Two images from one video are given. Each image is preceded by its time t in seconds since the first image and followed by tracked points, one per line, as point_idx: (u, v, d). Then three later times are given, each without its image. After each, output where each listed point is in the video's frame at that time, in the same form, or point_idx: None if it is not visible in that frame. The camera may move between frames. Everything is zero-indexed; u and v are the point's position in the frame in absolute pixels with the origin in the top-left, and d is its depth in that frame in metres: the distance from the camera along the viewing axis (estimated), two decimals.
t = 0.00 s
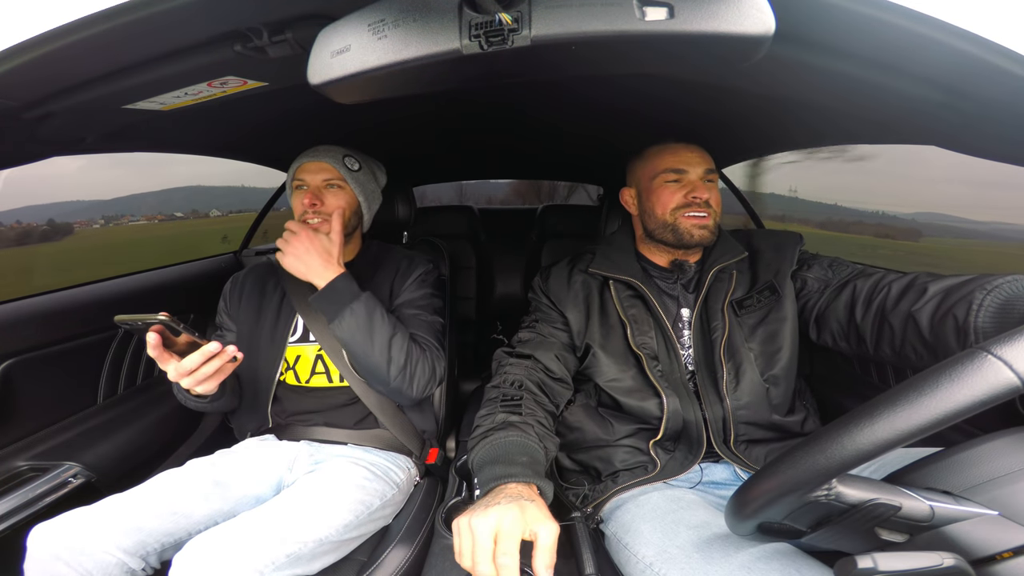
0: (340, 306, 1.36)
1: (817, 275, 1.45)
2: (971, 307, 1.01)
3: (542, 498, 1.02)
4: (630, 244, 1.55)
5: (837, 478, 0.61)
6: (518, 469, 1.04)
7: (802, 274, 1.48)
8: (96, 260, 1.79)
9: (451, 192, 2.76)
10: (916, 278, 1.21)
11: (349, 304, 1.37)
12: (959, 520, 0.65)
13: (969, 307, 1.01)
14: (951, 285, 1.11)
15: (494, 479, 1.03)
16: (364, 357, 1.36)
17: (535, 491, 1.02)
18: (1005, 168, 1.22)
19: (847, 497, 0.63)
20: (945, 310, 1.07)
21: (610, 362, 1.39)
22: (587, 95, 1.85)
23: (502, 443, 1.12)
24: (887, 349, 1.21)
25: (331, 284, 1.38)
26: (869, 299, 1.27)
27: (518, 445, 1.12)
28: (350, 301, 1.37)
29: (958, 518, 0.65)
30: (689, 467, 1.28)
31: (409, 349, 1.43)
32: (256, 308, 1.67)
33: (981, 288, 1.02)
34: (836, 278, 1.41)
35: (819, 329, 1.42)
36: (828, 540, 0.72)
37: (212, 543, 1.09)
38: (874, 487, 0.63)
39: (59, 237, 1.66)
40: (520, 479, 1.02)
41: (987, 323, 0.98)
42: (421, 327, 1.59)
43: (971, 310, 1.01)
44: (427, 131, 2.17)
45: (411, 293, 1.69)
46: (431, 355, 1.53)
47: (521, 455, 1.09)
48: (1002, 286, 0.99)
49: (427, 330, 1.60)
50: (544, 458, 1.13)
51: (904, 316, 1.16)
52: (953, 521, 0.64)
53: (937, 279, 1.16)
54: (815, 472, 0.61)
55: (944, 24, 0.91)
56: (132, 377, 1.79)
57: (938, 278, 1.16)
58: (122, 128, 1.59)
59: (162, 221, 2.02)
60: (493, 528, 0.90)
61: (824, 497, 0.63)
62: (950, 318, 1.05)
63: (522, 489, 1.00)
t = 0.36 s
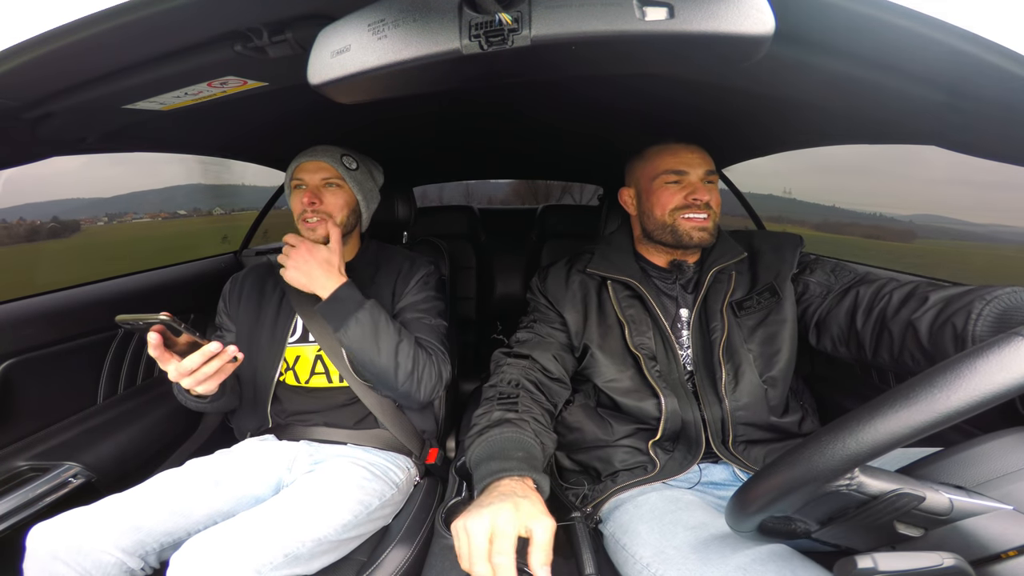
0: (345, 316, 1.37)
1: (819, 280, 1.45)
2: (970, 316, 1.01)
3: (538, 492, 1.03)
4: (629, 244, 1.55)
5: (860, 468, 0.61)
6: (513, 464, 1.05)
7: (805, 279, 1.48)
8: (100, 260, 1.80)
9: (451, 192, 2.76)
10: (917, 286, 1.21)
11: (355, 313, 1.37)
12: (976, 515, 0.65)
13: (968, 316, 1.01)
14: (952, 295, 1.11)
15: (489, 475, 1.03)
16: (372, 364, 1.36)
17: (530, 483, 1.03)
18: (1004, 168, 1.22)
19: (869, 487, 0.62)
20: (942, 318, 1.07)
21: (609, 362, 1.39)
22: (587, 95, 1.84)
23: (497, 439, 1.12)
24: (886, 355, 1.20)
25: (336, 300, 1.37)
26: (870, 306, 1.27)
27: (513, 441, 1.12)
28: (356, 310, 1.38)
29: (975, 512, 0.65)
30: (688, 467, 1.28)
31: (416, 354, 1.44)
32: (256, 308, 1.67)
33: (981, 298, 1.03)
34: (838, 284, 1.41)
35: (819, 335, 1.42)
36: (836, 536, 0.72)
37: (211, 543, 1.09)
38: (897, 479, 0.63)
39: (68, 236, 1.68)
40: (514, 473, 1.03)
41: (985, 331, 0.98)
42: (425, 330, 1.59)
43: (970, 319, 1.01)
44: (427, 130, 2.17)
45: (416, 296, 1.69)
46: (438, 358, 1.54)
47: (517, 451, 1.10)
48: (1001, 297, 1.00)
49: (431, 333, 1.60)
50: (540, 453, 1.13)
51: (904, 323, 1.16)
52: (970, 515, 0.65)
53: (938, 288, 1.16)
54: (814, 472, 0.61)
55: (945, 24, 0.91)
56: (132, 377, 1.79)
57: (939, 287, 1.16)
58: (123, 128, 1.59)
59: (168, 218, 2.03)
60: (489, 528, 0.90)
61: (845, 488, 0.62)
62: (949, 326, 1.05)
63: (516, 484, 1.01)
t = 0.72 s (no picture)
0: (379, 354, 1.30)
1: (816, 277, 1.45)
2: (973, 311, 1.02)
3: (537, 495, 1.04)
4: (627, 243, 1.55)
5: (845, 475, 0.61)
6: (513, 467, 1.06)
7: (802, 275, 1.48)
8: (100, 258, 1.80)
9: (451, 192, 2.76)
10: (916, 279, 1.21)
11: (387, 349, 1.31)
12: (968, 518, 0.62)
13: (970, 311, 1.02)
14: (952, 288, 1.11)
15: (488, 479, 1.04)
16: (405, 389, 1.37)
17: (530, 488, 1.04)
18: (1004, 168, 1.22)
19: (855, 493, 0.62)
20: (945, 314, 1.07)
21: (608, 362, 1.39)
22: (587, 95, 1.84)
23: (499, 442, 1.12)
24: (888, 350, 1.21)
25: (365, 334, 1.26)
26: (870, 300, 1.27)
27: (513, 443, 1.12)
28: (388, 346, 1.32)
29: (967, 516, 0.62)
30: (688, 467, 1.28)
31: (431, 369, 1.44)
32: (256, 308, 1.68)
33: (982, 292, 1.03)
34: (835, 280, 1.41)
35: (820, 332, 1.41)
36: (834, 539, 0.72)
37: (211, 543, 1.09)
38: (884, 484, 0.62)
39: (81, 234, 1.71)
40: (514, 477, 1.04)
41: (989, 327, 0.98)
42: (435, 337, 1.60)
43: (972, 314, 1.01)
44: (428, 130, 2.17)
45: (423, 301, 1.69)
46: (452, 365, 1.55)
47: (516, 453, 1.10)
48: (1002, 290, 1.00)
49: (443, 341, 1.61)
50: (540, 456, 1.13)
51: (905, 319, 1.16)
52: (961, 519, 0.62)
53: (937, 281, 1.16)
54: (813, 473, 0.61)
55: (943, 24, 0.91)
56: (132, 377, 1.79)
57: (939, 280, 1.16)
58: (123, 128, 1.59)
59: (176, 218, 2.05)
60: (485, 529, 0.91)
61: (832, 494, 0.62)
62: (951, 322, 1.05)
63: (514, 488, 1.02)
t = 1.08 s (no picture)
0: (383, 384, 1.31)
1: (817, 277, 1.45)
2: (971, 309, 1.01)
3: (538, 495, 1.04)
4: (631, 244, 1.55)
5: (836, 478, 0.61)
6: (514, 467, 1.06)
7: (803, 276, 1.48)
8: (98, 257, 1.80)
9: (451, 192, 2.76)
10: (916, 279, 1.21)
11: (389, 378, 1.32)
12: (959, 521, 0.64)
13: (969, 309, 1.02)
14: (951, 287, 1.11)
15: (489, 479, 1.04)
16: (414, 405, 1.38)
17: (531, 488, 1.04)
18: (1004, 168, 1.22)
19: (846, 497, 0.62)
20: (943, 312, 1.07)
21: (609, 362, 1.39)
22: (587, 95, 1.84)
23: (499, 442, 1.12)
24: (889, 351, 1.20)
25: (368, 369, 1.27)
26: (870, 300, 1.27)
27: (515, 443, 1.12)
28: (390, 375, 1.33)
29: (957, 519, 0.64)
30: (688, 468, 1.28)
31: (431, 380, 1.45)
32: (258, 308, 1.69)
33: (981, 289, 1.03)
34: (836, 280, 1.40)
35: (820, 332, 1.41)
36: (827, 540, 0.71)
37: (211, 543, 1.09)
38: (876, 487, 0.63)
39: (79, 233, 1.71)
40: (515, 477, 1.04)
41: (988, 325, 0.98)
42: (437, 340, 1.62)
43: (971, 312, 1.01)
44: (428, 130, 2.17)
45: (424, 302, 1.70)
46: (450, 367, 1.55)
47: (517, 453, 1.10)
48: (1001, 287, 0.99)
49: (446, 343, 1.63)
50: (542, 457, 1.13)
51: (904, 318, 1.16)
52: (952, 521, 0.64)
53: (937, 280, 1.15)
54: (812, 475, 0.61)
55: (941, 23, 0.91)
56: (132, 377, 1.79)
57: (938, 280, 1.15)
58: (122, 128, 1.59)
59: (179, 213, 2.07)
60: (485, 529, 0.91)
61: (823, 498, 0.63)
62: (950, 320, 1.05)
63: (515, 488, 1.02)
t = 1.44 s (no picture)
0: (370, 378, 1.32)
1: (818, 280, 1.45)
2: (968, 313, 1.02)
3: (537, 495, 1.04)
4: (629, 243, 1.55)
5: (846, 474, 0.61)
6: (514, 467, 1.06)
7: (804, 278, 1.48)
8: (98, 257, 1.80)
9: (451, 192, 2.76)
10: (916, 284, 1.20)
11: (375, 374, 1.34)
12: (966, 518, 0.63)
13: (966, 313, 1.02)
14: (950, 292, 1.10)
15: (488, 479, 1.04)
16: (402, 403, 1.39)
17: (530, 487, 1.04)
18: (1005, 169, 1.22)
19: (855, 494, 0.62)
20: (941, 316, 1.07)
21: (608, 362, 1.39)
22: (586, 95, 1.84)
23: (499, 442, 1.12)
24: (885, 354, 1.20)
25: (353, 363, 1.29)
26: (868, 305, 1.27)
27: (514, 443, 1.12)
28: (376, 370, 1.34)
29: (965, 515, 0.63)
30: (688, 468, 1.28)
31: (421, 378, 1.45)
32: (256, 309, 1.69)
33: (978, 294, 1.03)
34: (836, 284, 1.40)
35: (818, 334, 1.42)
36: (831, 538, 0.71)
37: (211, 543, 1.09)
38: (884, 484, 0.62)
39: (76, 231, 1.72)
40: (514, 478, 1.04)
41: (983, 328, 0.98)
42: (434, 340, 1.62)
43: (968, 316, 1.01)
44: (428, 130, 2.17)
45: (418, 302, 1.70)
46: (443, 367, 1.56)
47: (516, 453, 1.10)
48: (1000, 293, 0.99)
49: (442, 343, 1.63)
50: (541, 456, 1.13)
51: (902, 322, 1.16)
52: (960, 518, 0.63)
53: (935, 285, 1.15)
54: (812, 474, 0.61)
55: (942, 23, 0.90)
56: (132, 377, 1.78)
57: (937, 285, 1.15)
58: (123, 128, 1.59)
59: (178, 212, 2.10)
60: (484, 528, 0.91)
61: (831, 494, 0.62)
62: (947, 323, 1.05)
63: (515, 488, 1.02)
